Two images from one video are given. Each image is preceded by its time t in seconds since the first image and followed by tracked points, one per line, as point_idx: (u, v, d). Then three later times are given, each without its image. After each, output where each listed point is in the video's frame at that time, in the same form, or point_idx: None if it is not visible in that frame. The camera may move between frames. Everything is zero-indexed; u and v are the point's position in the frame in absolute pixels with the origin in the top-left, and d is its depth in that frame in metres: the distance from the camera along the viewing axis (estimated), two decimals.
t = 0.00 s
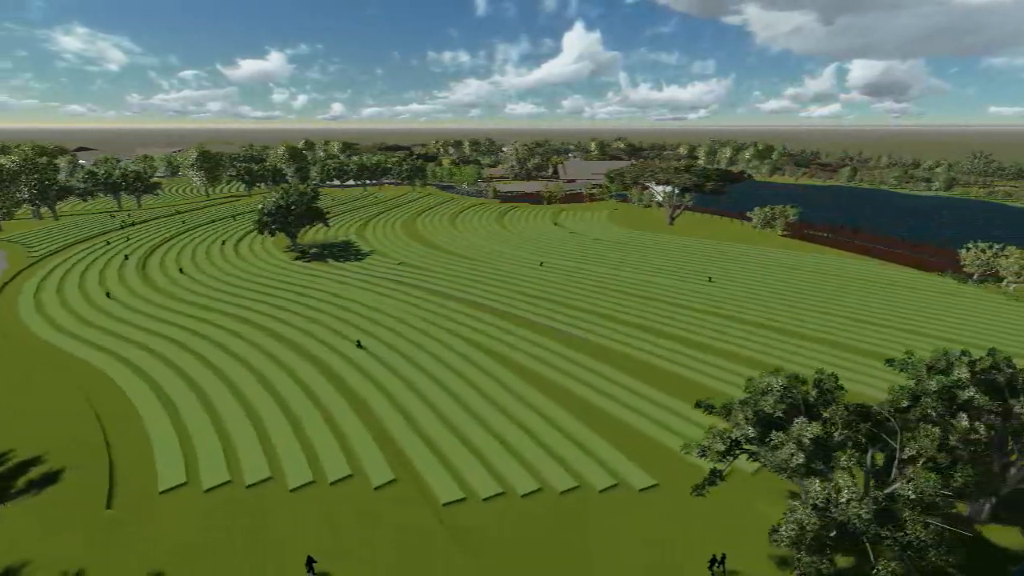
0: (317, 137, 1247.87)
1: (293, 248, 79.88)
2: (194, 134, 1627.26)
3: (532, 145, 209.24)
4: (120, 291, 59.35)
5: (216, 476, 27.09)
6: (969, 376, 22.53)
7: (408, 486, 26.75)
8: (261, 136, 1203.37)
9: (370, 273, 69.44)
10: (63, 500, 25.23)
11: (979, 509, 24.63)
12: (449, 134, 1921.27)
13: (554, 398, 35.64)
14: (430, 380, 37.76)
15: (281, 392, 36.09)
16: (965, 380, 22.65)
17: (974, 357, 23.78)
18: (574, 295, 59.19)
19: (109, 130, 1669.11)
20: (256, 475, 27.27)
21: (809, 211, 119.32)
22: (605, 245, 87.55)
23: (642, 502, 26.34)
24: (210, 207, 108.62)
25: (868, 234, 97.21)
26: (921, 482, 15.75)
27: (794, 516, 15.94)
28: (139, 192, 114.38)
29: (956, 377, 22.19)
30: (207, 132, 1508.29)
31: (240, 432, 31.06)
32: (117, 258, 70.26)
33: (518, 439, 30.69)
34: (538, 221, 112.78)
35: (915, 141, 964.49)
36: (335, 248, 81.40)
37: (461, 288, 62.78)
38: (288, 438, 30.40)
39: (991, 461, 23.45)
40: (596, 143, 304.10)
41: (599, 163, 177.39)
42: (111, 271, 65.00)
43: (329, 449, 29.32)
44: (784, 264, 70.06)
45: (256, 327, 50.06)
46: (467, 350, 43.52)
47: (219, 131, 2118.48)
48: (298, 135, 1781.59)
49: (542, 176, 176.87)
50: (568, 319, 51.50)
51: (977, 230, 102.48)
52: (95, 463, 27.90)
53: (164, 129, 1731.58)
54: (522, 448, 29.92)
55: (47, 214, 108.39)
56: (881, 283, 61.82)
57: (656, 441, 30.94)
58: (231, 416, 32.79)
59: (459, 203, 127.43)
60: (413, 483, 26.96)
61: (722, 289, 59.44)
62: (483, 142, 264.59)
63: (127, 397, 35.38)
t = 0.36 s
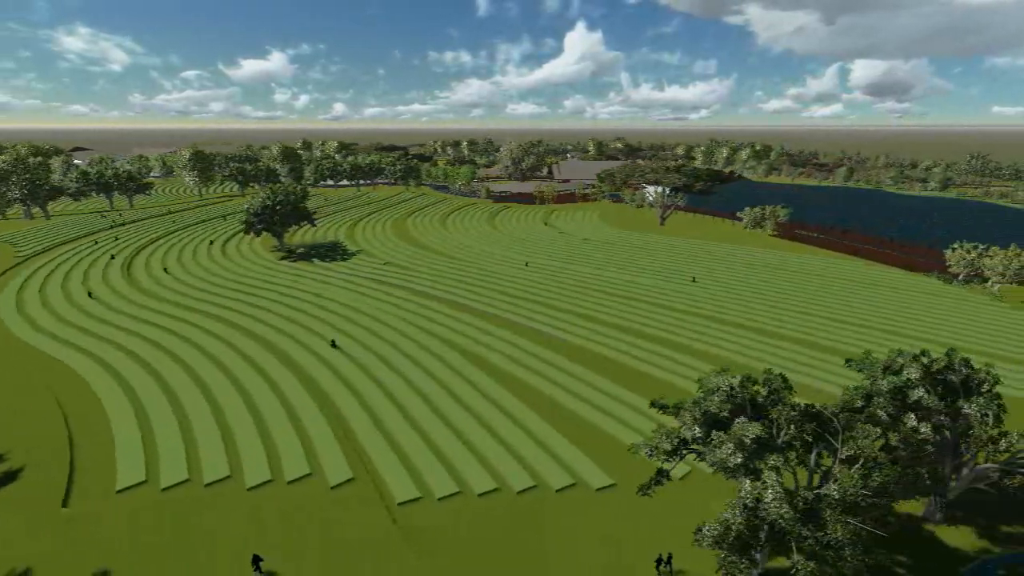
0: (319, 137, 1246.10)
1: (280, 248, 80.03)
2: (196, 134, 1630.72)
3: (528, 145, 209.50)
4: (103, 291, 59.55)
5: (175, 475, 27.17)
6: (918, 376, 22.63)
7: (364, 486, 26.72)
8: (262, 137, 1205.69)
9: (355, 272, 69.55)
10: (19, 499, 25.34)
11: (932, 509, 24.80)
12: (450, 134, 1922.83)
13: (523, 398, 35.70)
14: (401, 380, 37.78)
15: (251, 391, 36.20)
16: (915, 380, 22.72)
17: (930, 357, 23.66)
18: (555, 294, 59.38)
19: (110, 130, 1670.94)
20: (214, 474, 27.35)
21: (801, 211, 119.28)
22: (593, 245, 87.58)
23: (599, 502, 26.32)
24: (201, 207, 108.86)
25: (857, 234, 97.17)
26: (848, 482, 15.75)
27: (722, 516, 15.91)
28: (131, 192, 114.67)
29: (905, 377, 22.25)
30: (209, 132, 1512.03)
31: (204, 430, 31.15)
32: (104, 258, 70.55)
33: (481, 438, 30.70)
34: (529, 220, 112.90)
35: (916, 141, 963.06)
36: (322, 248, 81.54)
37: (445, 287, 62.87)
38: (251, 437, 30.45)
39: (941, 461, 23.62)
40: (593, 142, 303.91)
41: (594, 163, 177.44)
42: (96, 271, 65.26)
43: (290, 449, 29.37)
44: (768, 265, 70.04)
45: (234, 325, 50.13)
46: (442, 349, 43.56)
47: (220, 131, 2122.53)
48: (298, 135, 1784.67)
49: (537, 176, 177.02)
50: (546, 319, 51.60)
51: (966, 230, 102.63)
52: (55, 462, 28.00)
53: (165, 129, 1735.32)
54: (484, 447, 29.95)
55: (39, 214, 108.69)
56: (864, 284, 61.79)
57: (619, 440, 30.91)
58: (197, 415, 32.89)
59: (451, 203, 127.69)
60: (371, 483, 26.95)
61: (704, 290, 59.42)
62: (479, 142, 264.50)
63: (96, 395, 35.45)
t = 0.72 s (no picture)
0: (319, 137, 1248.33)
1: (266, 248, 80.13)
2: (197, 134, 1634.64)
3: (523, 145, 209.55)
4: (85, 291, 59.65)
5: (134, 474, 27.26)
6: (868, 376, 22.55)
7: (321, 486, 26.74)
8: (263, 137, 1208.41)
9: (339, 272, 69.56)
10: None
11: (887, 510, 24.75)
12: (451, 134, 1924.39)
13: (491, 398, 35.72)
14: (371, 380, 37.75)
15: (220, 390, 36.22)
16: (865, 380, 22.62)
17: (886, 358, 23.41)
18: (537, 295, 59.35)
19: (112, 130, 1674.90)
20: (173, 473, 27.41)
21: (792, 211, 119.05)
22: (582, 245, 87.56)
23: (557, 502, 26.27)
24: (193, 207, 109.06)
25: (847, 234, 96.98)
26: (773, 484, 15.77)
27: (650, 518, 15.81)
28: (124, 192, 114.94)
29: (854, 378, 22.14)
30: (210, 133, 1515.02)
31: (168, 430, 31.21)
32: (90, 258, 70.84)
33: (444, 439, 30.70)
34: (519, 220, 112.88)
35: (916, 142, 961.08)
36: (309, 248, 81.62)
37: (427, 286, 62.87)
38: (214, 437, 30.49)
39: (892, 462, 23.67)
40: (590, 143, 304.11)
41: (588, 163, 177.40)
42: (81, 271, 65.50)
43: (251, 448, 29.42)
44: (754, 265, 69.93)
45: (212, 323, 50.18)
46: (416, 349, 43.54)
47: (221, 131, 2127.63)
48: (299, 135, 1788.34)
49: (531, 176, 177.10)
50: (526, 319, 51.58)
51: (957, 232, 102.38)
52: (14, 461, 28.09)
53: (167, 129, 1739.79)
54: (446, 447, 29.93)
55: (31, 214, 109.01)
56: (849, 286, 61.57)
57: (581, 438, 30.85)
58: (162, 415, 32.95)
59: (443, 203, 127.79)
60: (328, 483, 26.96)
61: (687, 292, 59.31)
62: (476, 142, 264.15)
63: (64, 393, 35.56)
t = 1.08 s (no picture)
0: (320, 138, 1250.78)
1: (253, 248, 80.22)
2: (198, 134, 1638.75)
3: (519, 145, 209.68)
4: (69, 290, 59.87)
5: (93, 473, 27.36)
6: (817, 376, 22.43)
7: (278, 486, 26.74)
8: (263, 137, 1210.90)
9: (323, 272, 69.62)
10: None
11: (842, 511, 24.63)
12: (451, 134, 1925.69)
13: (459, 398, 35.65)
14: (341, 381, 37.73)
15: (188, 391, 36.24)
16: (815, 381, 22.51)
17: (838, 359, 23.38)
18: (519, 294, 59.35)
19: (114, 130, 1680.80)
20: (132, 472, 27.51)
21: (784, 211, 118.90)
22: (570, 245, 87.55)
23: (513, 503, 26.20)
24: (184, 207, 109.35)
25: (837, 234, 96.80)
26: (697, 484, 15.76)
27: (575, 519, 15.72)
28: (116, 192, 115.17)
29: (803, 378, 22.09)
30: (211, 133, 1519.45)
31: (132, 430, 31.31)
32: (77, 258, 71.14)
33: (406, 439, 30.72)
34: (511, 220, 112.89)
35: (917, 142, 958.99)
36: (296, 249, 81.70)
37: (410, 286, 62.86)
38: (177, 437, 30.54)
39: (844, 462, 23.63)
40: (587, 143, 303.98)
41: (583, 163, 177.31)
42: (66, 271, 65.76)
43: (212, 448, 29.48)
44: (738, 266, 69.82)
45: (189, 323, 50.23)
46: (390, 348, 43.49)
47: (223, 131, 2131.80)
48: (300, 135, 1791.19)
49: (526, 176, 177.14)
50: (505, 318, 51.55)
51: (948, 232, 102.16)
52: None
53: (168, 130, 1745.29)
54: (407, 447, 29.95)
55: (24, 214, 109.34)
56: (830, 286, 61.70)
57: (545, 436, 30.73)
58: (128, 414, 33.03)
59: (436, 203, 127.98)
60: (285, 483, 26.98)
61: (668, 292, 59.20)
62: (473, 142, 264.28)
63: (33, 393, 35.66)
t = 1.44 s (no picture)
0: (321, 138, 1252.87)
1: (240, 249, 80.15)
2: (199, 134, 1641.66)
3: (515, 146, 209.57)
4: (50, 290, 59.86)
5: (50, 472, 27.30)
6: (765, 378, 22.54)
7: (233, 487, 26.65)
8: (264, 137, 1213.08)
9: (307, 272, 69.38)
10: None
11: (795, 514, 24.49)
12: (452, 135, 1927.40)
13: (426, 399, 35.53)
14: (310, 381, 37.62)
15: (156, 390, 36.19)
16: (765, 382, 22.57)
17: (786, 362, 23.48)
18: (501, 294, 59.22)
19: (115, 130, 1683.22)
20: (89, 471, 27.46)
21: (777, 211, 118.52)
22: (558, 245, 87.43)
23: (468, 504, 26.08)
24: (175, 207, 109.43)
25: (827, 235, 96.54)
26: (625, 484, 15.74)
27: (501, 519, 15.63)
28: (108, 192, 115.27)
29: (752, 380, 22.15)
30: (212, 133, 1522.10)
31: (95, 429, 31.23)
32: (63, 258, 71.28)
33: (368, 439, 30.72)
34: (502, 220, 112.80)
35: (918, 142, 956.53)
36: (282, 249, 81.66)
37: (392, 286, 62.78)
38: (138, 437, 30.48)
39: (798, 465, 23.49)
40: (585, 143, 303.96)
41: (578, 163, 177.02)
42: (50, 271, 65.87)
43: (172, 448, 29.41)
44: (724, 266, 69.71)
45: (167, 323, 50.22)
46: (363, 348, 43.39)
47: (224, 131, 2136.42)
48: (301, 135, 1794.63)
49: (521, 176, 177.08)
50: (484, 318, 51.35)
51: (940, 234, 101.74)
52: None
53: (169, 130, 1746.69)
54: (368, 449, 29.85)
55: (16, 214, 109.54)
56: (815, 287, 61.28)
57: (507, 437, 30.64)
58: (93, 413, 32.98)
59: (428, 204, 128.00)
60: (241, 483, 26.88)
61: (651, 293, 59.00)
62: (470, 142, 264.29)
63: None
